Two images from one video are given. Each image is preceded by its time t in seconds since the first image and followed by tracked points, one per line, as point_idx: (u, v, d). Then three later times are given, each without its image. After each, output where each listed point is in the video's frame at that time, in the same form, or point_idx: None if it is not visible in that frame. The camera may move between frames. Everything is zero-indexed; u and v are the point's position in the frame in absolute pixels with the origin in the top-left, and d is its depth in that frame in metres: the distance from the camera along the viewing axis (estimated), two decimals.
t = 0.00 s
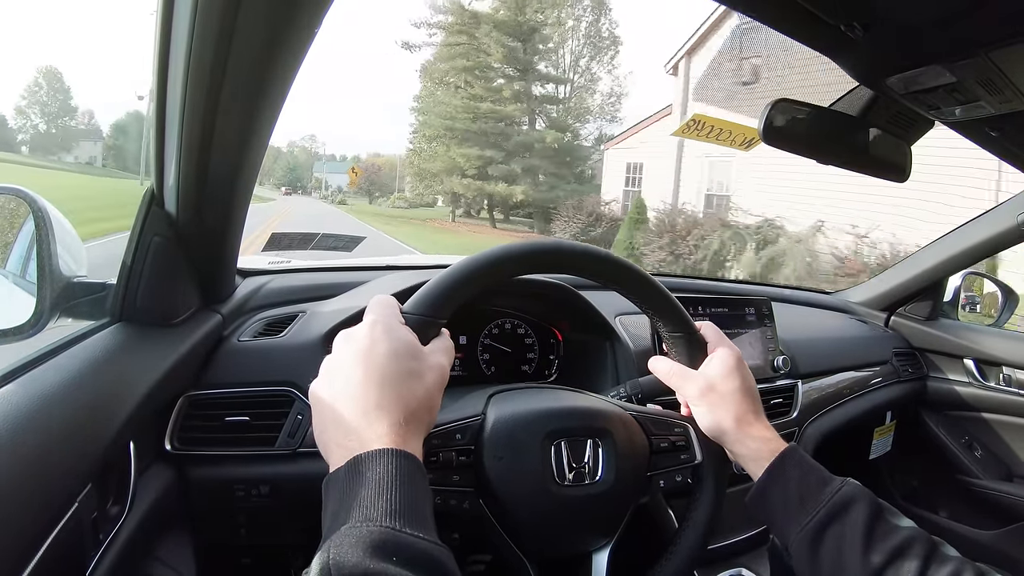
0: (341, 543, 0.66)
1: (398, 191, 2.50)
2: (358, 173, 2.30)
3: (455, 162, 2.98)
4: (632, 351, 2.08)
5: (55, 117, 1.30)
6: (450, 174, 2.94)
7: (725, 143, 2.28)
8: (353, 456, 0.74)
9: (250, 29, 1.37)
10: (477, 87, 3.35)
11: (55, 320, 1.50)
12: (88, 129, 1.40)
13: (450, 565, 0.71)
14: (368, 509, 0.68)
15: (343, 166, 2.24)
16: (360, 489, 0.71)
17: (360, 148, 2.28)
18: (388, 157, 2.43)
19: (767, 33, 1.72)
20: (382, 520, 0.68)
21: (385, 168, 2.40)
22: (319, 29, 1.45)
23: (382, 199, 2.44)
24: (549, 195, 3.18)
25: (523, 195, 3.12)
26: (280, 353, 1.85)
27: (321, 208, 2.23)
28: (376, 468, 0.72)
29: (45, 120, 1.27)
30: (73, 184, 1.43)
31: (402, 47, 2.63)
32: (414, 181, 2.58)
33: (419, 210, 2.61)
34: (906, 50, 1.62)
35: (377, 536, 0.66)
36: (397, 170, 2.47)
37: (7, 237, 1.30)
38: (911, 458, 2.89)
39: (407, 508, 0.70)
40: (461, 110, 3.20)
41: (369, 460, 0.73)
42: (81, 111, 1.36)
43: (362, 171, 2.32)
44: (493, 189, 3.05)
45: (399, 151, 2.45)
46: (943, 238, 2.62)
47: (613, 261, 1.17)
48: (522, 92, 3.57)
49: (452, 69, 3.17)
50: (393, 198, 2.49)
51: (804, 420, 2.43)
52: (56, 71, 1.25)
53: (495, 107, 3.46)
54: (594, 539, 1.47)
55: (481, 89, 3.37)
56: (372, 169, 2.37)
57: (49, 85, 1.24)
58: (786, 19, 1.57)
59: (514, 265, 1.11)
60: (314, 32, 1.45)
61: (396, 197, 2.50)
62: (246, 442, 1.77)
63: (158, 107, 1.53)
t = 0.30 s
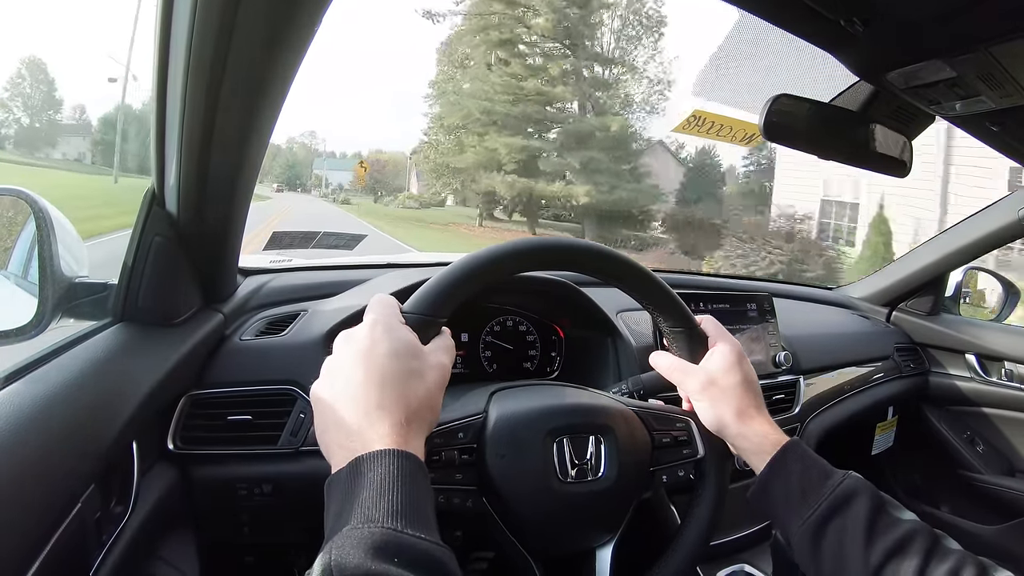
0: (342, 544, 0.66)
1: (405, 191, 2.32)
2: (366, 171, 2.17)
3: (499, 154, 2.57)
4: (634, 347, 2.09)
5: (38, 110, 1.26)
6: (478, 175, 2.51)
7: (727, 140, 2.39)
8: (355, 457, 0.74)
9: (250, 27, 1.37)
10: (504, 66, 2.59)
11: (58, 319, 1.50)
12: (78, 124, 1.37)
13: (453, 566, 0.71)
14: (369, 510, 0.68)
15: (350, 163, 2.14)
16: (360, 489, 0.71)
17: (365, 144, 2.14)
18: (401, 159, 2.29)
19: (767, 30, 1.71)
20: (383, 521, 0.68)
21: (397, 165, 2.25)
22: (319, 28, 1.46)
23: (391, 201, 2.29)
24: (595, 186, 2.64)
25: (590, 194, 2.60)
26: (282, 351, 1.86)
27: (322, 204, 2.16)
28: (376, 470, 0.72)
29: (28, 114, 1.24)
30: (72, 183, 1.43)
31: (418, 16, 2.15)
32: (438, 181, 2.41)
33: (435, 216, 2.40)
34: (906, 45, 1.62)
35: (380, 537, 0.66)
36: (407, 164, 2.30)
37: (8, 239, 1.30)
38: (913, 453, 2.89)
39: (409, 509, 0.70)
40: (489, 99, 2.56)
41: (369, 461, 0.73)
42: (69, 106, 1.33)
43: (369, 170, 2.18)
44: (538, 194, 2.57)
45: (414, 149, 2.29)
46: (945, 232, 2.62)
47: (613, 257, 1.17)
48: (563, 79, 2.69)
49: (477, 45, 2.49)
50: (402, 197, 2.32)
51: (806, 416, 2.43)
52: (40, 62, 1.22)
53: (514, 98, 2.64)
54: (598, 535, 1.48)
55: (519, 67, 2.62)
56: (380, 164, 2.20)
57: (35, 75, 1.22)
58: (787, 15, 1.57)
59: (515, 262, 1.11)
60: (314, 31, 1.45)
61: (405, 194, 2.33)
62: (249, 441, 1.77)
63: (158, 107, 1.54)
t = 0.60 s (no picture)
0: (340, 551, 0.66)
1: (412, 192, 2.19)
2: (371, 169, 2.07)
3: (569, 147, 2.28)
4: (633, 347, 2.09)
5: (20, 104, 1.19)
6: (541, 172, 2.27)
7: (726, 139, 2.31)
8: (353, 463, 0.74)
9: (250, 26, 1.37)
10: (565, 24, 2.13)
11: (57, 319, 1.50)
12: (66, 119, 1.33)
13: (450, 570, 0.71)
14: (367, 517, 0.68)
15: (355, 160, 2.06)
16: (359, 497, 0.71)
17: (370, 139, 2.01)
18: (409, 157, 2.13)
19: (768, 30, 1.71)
20: (381, 527, 0.68)
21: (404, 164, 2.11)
22: (318, 28, 1.46)
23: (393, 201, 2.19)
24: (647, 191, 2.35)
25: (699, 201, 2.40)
26: (281, 352, 1.85)
27: (317, 201, 2.11)
28: (374, 477, 0.72)
29: (9, 106, 1.17)
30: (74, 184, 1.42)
31: None
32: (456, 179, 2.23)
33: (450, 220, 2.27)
34: (906, 46, 1.62)
35: (379, 545, 0.66)
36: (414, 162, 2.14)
37: (7, 240, 1.29)
38: (913, 453, 2.89)
39: (406, 515, 0.70)
40: (546, 69, 2.18)
41: (365, 468, 0.73)
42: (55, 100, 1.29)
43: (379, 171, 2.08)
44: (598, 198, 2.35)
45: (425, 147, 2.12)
46: (946, 233, 2.62)
47: (612, 257, 1.17)
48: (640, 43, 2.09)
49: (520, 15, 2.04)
50: (414, 197, 2.20)
51: (806, 417, 2.43)
52: (22, 51, 1.17)
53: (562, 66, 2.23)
54: (598, 535, 1.48)
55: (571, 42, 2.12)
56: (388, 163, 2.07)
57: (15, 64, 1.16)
58: (788, 15, 1.57)
59: (515, 262, 1.12)
60: (313, 32, 1.45)
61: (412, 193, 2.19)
62: (249, 441, 1.77)
63: (158, 107, 1.54)
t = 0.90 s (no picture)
0: (338, 550, 0.66)
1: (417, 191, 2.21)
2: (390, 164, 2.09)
3: (621, 138, 2.36)
4: (631, 347, 2.11)
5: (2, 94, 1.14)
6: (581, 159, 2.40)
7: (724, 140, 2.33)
8: (352, 461, 0.74)
9: (251, 26, 1.37)
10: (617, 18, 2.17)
11: (55, 317, 1.49)
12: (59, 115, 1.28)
13: (447, 568, 0.71)
14: (365, 515, 0.69)
15: (356, 157, 2.09)
16: (357, 495, 0.71)
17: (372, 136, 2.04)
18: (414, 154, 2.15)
19: (768, 33, 1.71)
20: (379, 525, 0.68)
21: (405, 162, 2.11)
22: (317, 30, 1.46)
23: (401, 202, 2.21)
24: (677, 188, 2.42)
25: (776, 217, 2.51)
26: (279, 351, 1.85)
27: (318, 200, 2.12)
28: (373, 474, 0.72)
29: None
30: (73, 181, 1.41)
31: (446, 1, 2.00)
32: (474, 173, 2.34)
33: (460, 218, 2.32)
34: (906, 48, 1.62)
35: (377, 543, 0.66)
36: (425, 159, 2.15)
37: (7, 238, 1.29)
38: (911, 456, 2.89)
39: (405, 514, 0.70)
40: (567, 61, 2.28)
41: (364, 466, 0.73)
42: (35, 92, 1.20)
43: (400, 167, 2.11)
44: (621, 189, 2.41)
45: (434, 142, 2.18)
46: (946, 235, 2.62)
47: (611, 257, 1.17)
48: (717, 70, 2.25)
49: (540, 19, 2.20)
50: (427, 197, 2.25)
51: (804, 418, 2.43)
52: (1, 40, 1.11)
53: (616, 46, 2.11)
54: (595, 536, 1.48)
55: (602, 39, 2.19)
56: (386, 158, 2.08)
57: None
58: (790, 17, 1.57)
59: (514, 262, 1.12)
60: (313, 32, 1.46)
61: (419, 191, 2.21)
62: (247, 440, 1.77)
63: (158, 104, 1.54)
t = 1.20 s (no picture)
0: (339, 547, 0.66)
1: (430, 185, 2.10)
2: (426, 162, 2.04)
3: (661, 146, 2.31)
4: (632, 346, 2.09)
5: None
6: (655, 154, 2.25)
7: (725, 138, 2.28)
8: (352, 459, 0.74)
9: (250, 24, 1.38)
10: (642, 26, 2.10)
11: (55, 315, 1.49)
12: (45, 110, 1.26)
13: (448, 567, 0.71)
14: (365, 512, 0.69)
15: (357, 155, 2.02)
16: (357, 493, 0.71)
17: (373, 134, 1.98)
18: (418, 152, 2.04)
19: (769, 31, 1.71)
20: (379, 523, 0.68)
21: (410, 158, 2.04)
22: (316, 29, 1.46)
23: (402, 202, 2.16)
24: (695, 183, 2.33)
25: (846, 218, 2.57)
26: (278, 349, 1.85)
27: (317, 199, 2.09)
28: (373, 472, 0.72)
29: None
30: (72, 178, 1.41)
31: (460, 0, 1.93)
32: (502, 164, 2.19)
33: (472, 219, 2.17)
34: (906, 46, 1.62)
35: (377, 541, 0.66)
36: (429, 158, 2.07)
37: (7, 236, 1.29)
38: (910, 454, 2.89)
39: (405, 511, 0.70)
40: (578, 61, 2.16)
41: (364, 464, 0.73)
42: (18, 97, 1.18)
43: (440, 159, 2.05)
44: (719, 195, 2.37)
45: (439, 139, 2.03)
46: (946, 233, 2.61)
47: (610, 255, 1.17)
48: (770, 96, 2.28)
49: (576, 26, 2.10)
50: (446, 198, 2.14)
51: (804, 416, 2.43)
52: None
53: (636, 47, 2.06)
54: (594, 533, 1.48)
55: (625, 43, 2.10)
56: (389, 156, 2.04)
57: None
58: (790, 15, 1.57)
59: (514, 260, 1.11)
60: (313, 30, 1.46)
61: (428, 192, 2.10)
62: (246, 438, 1.77)
63: (157, 104, 1.53)
